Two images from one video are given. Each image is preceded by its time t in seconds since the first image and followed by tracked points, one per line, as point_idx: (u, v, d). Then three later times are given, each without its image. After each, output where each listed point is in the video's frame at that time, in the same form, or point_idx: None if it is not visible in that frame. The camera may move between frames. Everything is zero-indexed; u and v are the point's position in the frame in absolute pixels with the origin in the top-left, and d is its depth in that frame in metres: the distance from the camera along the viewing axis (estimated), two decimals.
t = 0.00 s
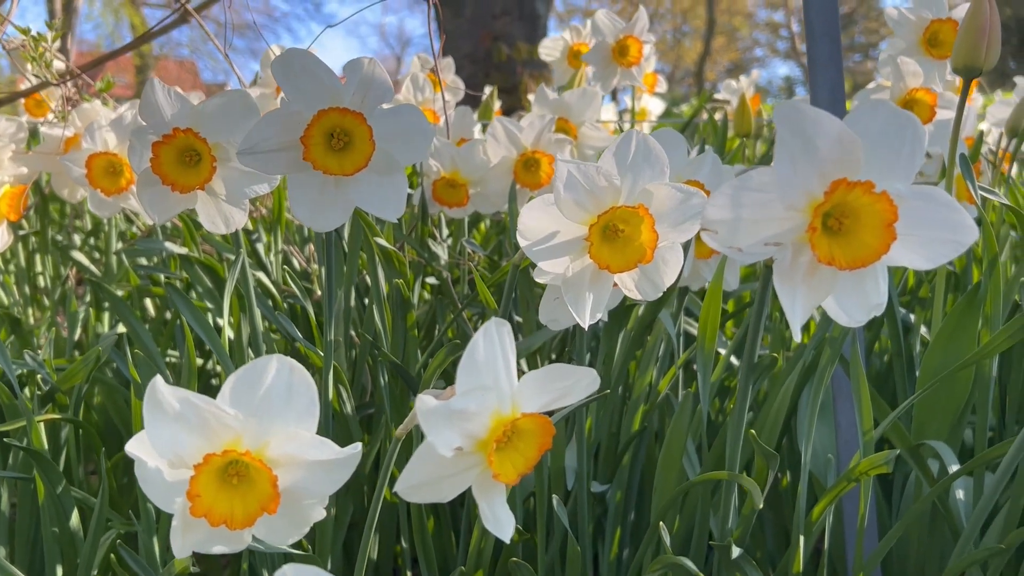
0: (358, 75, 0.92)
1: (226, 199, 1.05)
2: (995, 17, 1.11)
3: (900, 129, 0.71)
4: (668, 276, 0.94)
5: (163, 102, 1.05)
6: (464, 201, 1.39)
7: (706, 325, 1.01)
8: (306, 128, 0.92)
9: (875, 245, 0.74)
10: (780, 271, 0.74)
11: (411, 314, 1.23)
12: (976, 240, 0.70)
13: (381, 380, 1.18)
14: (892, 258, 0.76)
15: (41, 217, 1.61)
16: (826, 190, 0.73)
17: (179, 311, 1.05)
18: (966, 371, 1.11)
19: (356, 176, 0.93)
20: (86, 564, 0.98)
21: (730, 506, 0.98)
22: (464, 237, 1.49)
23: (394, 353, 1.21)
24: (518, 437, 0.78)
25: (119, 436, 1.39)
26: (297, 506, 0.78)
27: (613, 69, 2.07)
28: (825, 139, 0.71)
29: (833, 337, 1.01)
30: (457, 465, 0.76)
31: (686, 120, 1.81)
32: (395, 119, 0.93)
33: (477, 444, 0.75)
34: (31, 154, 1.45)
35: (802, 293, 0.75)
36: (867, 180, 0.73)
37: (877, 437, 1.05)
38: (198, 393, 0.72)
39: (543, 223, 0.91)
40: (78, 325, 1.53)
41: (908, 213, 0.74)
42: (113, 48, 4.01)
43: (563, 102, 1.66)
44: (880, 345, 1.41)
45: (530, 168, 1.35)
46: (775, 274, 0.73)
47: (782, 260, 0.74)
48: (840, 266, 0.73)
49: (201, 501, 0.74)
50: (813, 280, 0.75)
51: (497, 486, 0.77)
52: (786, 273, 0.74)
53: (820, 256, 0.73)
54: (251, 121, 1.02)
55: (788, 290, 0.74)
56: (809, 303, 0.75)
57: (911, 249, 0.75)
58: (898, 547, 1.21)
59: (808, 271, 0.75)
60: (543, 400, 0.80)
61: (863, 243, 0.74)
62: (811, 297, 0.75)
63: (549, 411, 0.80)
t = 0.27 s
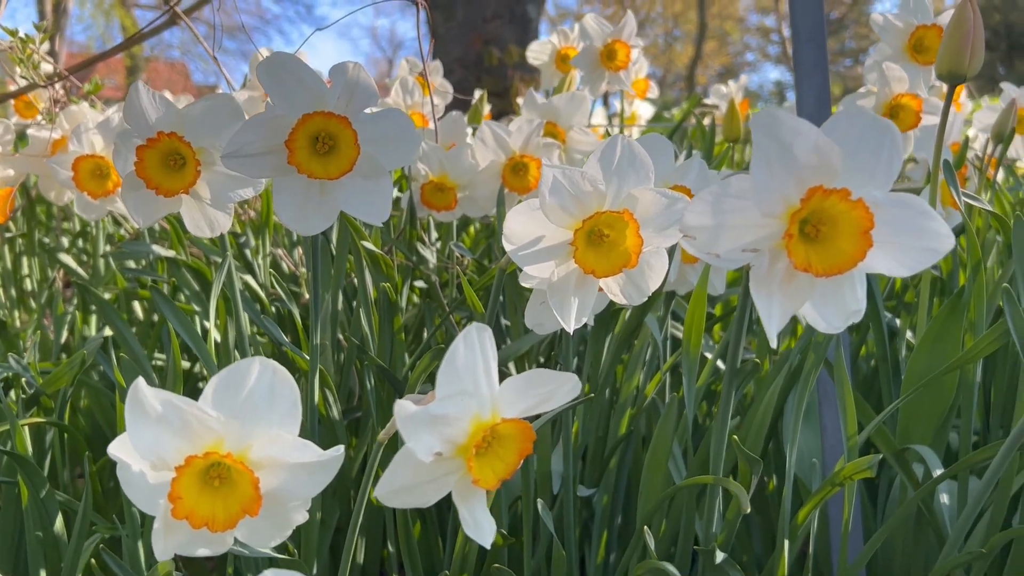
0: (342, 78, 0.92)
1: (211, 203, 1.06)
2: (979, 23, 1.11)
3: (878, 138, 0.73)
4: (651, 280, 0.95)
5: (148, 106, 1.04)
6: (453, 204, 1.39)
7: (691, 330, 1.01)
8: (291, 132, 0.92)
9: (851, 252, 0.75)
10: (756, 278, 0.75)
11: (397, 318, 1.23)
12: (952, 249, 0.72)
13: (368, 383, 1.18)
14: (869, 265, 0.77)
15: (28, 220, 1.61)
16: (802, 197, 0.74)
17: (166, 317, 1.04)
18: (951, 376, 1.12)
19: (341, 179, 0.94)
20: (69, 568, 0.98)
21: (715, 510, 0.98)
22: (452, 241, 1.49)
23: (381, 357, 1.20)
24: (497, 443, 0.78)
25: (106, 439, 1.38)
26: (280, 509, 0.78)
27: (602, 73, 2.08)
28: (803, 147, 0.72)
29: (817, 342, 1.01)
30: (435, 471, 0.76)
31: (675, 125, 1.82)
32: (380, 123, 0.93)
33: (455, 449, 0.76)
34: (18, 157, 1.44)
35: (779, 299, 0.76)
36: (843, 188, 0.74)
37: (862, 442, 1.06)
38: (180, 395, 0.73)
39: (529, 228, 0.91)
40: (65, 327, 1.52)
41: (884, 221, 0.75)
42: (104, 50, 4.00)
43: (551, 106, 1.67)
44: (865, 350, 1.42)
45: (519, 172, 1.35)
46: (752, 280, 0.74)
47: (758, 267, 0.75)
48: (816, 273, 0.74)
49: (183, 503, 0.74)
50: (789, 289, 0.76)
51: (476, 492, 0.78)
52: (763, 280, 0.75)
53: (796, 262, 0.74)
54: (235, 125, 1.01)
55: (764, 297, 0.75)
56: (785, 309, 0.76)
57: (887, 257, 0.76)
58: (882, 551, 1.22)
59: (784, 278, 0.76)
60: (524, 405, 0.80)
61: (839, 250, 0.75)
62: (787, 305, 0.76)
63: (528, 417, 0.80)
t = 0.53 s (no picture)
0: (322, 87, 0.92)
1: (192, 210, 1.05)
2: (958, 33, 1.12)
3: (852, 151, 0.74)
4: (630, 290, 0.95)
5: (130, 114, 1.05)
6: (437, 211, 1.39)
7: (671, 339, 1.02)
8: (270, 141, 0.92)
9: (825, 266, 0.75)
10: (732, 291, 0.75)
11: (380, 325, 1.23)
12: (924, 262, 0.73)
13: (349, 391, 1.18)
14: (842, 278, 0.77)
15: (11, 224, 1.60)
16: (778, 210, 0.75)
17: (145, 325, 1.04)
18: (930, 383, 1.13)
19: (320, 188, 0.93)
20: None
21: (693, 519, 0.99)
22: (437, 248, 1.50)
23: (364, 364, 1.20)
24: (476, 453, 0.78)
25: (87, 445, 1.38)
26: (255, 522, 0.78)
27: (588, 79, 2.09)
28: (777, 161, 0.73)
29: (796, 351, 1.01)
30: (414, 482, 0.76)
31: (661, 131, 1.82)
32: (359, 133, 0.93)
33: (434, 460, 0.75)
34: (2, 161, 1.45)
35: (754, 312, 0.76)
36: (819, 202, 0.75)
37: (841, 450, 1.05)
38: (154, 408, 0.72)
39: (507, 238, 0.91)
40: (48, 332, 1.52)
41: (857, 235, 0.75)
42: (93, 52, 3.98)
43: (536, 113, 1.68)
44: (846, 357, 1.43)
45: (503, 179, 1.34)
46: (727, 293, 0.75)
47: (733, 280, 0.76)
48: (791, 286, 0.75)
49: (157, 517, 0.74)
50: (764, 301, 0.77)
51: (455, 503, 0.78)
52: (738, 293, 0.76)
53: (772, 275, 0.75)
54: (218, 132, 1.02)
55: (739, 309, 0.76)
56: (761, 323, 0.76)
57: (858, 270, 0.77)
58: (858, 563, 1.21)
59: (759, 291, 0.76)
60: (503, 415, 0.80)
61: (813, 263, 0.75)
62: (762, 318, 0.77)
63: (506, 427, 0.80)
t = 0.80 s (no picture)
0: (313, 92, 0.91)
1: (181, 214, 1.05)
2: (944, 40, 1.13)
3: (836, 157, 0.74)
4: (619, 294, 0.95)
5: (118, 117, 1.04)
6: (428, 215, 1.40)
7: (660, 342, 1.02)
8: (261, 145, 0.91)
9: (809, 271, 0.76)
10: (717, 296, 0.76)
11: (370, 329, 1.23)
12: (908, 268, 0.74)
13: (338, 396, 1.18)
14: (827, 283, 0.78)
15: None
16: (762, 217, 0.76)
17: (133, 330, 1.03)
18: (916, 388, 1.14)
19: (310, 193, 0.93)
20: None
21: (682, 522, 0.99)
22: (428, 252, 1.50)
23: (353, 367, 1.20)
24: (463, 458, 0.78)
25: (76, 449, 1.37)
26: (243, 525, 0.78)
27: (577, 84, 2.11)
28: (761, 166, 0.74)
29: (784, 356, 1.02)
30: (401, 486, 0.76)
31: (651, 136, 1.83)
32: (350, 137, 0.92)
33: (420, 465, 0.76)
34: None
35: (739, 316, 0.76)
36: (802, 208, 0.76)
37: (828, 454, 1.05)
38: (141, 412, 0.72)
39: (497, 242, 0.92)
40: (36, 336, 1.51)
41: (840, 240, 0.76)
42: (81, 53, 3.96)
43: (526, 118, 1.69)
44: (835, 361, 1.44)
45: (493, 183, 1.35)
46: (712, 298, 0.75)
47: (718, 285, 0.76)
48: (775, 291, 0.75)
49: (144, 521, 0.73)
50: (749, 306, 0.77)
51: (442, 507, 0.78)
52: (723, 298, 0.76)
53: (756, 281, 0.75)
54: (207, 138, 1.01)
55: (725, 314, 0.76)
56: (746, 328, 0.77)
57: (844, 276, 0.77)
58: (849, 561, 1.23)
59: (744, 296, 0.77)
60: (489, 420, 0.80)
61: (798, 269, 0.76)
62: (747, 322, 0.77)
63: (493, 432, 0.80)
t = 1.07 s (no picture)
0: (295, 96, 0.91)
1: (166, 217, 1.04)
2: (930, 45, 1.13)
3: (821, 160, 0.74)
4: (604, 298, 0.95)
5: (102, 119, 1.03)
6: (414, 218, 1.38)
7: (645, 345, 1.02)
8: (243, 149, 0.91)
9: (794, 274, 0.75)
10: (701, 300, 0.75)
11: (355, 332, 1.22)
12: (893, 272, 0.73)
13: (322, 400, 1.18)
14: (812, 287, 0.77)
15: None
16: (746, 220, 0.75)
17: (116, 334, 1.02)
18: (902, 392, 1.14)
19: (294, 196, 0.93)
20: None
21: (667, 526, 0.99)
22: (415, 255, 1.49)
23: (338, 371, 1.19)
24: (444, 462, 0.78)
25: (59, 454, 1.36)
26: (224, 531, 0.77)
27: (566, 88, 2.10)
28: (746, 170, 0.74)
29: (768, 360, 1.02)
30: (382, 491, 0.76)
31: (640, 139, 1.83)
32: (334, 140, 0.92)
33: (402, 469, 0.76)
34: None
35: (723, 320, 0.76)
36: (786, 212, 0.76)
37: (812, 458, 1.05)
38: (120, 416, 0.71)
39: (481, 246, 0.92)
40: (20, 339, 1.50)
41: (825, 244, 0.75)
42: (69, 54, 3.94)
43: (513, 121, 1.69)
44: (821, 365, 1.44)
45: (480, 186, 1.35)
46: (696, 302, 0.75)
47: (703, 289, 0.75)
48: (759, 294, 0.75)
49: (124, 526, 0.73)
50: (733, 310, 0.76)
51: (423, 512, 0.77)
52: (707, 302, 0.75)
53: (740, 284, 0.75)
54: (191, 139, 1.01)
55: (709, 318, 0.75)
56: (731, 332, 0.76)
57: (829, 279, 0.76)
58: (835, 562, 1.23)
59: (729, 300, 0.76)
60: (470, 425, 0.80)
61: (783, 272, 0.75)
62: (732, 326, 0.76)
63: (475, 436, 0.80)
